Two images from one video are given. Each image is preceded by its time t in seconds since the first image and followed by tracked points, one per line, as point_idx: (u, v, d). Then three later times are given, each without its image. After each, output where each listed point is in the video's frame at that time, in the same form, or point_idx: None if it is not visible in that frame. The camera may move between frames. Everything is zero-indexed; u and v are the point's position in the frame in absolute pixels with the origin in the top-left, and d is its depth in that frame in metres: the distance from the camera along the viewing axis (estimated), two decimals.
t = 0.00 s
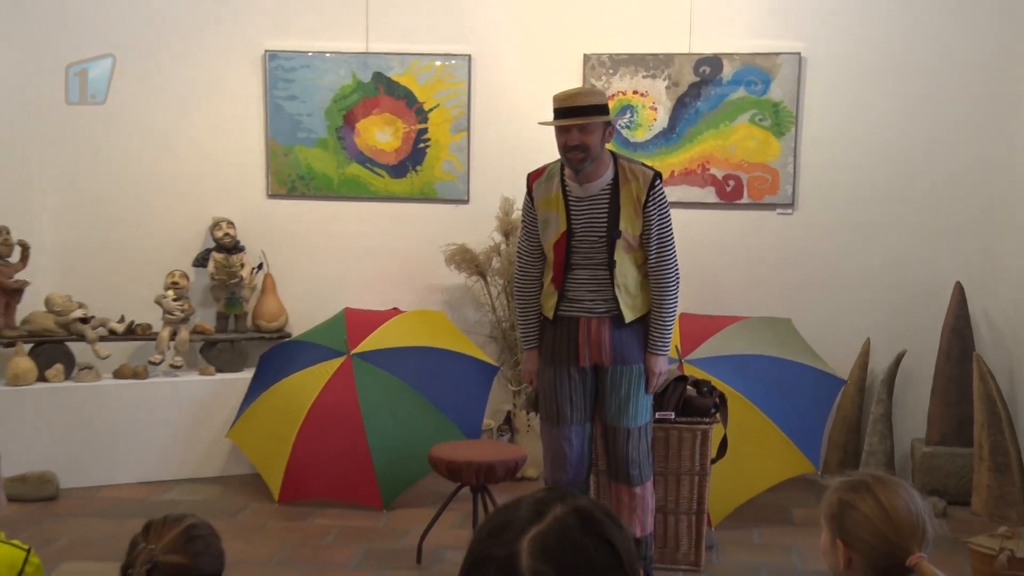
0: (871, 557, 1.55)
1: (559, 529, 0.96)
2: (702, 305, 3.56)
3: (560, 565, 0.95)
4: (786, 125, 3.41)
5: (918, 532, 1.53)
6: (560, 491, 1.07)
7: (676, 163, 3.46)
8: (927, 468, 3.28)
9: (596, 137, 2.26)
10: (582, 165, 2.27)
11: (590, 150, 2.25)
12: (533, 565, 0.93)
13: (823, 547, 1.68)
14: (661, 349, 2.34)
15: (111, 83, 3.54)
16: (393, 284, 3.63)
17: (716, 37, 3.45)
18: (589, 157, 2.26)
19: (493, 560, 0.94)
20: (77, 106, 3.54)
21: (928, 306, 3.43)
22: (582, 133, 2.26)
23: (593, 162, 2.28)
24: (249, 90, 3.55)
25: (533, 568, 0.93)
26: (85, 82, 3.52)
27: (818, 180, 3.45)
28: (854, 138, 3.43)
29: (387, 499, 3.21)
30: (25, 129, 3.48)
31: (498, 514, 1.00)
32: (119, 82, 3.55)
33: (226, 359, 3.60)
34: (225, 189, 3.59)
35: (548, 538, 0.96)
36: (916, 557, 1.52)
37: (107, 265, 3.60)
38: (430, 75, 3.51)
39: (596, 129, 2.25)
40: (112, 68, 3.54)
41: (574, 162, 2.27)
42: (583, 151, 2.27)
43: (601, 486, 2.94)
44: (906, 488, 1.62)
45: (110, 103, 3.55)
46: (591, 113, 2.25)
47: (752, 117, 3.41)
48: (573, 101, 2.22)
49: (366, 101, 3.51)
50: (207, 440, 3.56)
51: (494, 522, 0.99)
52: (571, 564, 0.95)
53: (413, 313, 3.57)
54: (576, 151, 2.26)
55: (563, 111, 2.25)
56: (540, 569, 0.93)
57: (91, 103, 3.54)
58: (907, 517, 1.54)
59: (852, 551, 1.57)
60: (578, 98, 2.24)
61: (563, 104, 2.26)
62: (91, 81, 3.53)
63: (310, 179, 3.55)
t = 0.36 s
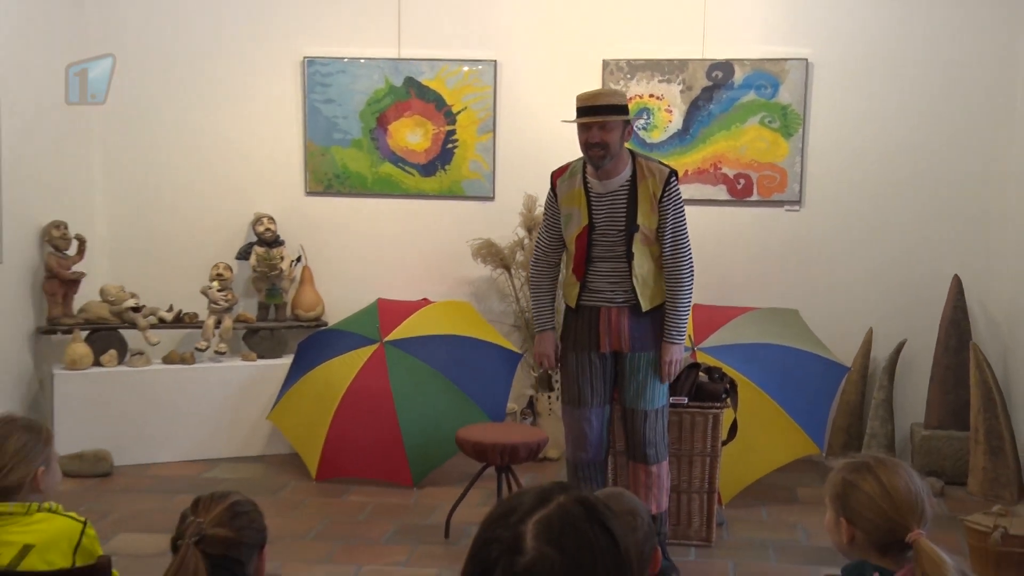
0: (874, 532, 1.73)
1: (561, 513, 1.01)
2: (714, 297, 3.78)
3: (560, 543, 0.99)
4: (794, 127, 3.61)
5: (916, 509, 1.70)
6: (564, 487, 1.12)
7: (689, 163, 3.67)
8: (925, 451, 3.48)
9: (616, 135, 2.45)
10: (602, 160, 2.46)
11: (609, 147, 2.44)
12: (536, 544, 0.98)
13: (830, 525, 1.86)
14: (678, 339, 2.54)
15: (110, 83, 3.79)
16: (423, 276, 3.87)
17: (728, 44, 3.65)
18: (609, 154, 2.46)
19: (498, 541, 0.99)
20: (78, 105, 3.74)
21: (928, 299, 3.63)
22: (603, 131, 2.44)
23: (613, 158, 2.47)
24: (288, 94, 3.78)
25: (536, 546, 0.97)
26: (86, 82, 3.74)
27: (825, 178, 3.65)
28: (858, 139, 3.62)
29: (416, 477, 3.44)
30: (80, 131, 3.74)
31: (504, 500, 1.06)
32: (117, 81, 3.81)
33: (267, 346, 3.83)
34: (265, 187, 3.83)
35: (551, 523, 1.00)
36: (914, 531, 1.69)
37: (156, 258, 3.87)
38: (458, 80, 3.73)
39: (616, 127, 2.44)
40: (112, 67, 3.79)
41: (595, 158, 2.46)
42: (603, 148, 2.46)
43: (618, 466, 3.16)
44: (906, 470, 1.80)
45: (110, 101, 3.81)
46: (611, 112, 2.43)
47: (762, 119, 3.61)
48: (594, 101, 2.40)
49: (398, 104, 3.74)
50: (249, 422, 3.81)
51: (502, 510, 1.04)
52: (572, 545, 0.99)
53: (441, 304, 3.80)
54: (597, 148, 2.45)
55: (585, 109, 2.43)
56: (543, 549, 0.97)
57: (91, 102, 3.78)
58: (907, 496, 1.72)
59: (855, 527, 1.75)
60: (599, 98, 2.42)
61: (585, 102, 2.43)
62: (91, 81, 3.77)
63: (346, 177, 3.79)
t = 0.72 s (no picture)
0: (875, 512, 1.79)
1: (577, 494, 1.06)
2: (724, 289, 3.99)
3: (576, 521, 1.04)
4: (801, 128, 3.81)
5: (915, 490, 1.76)
6: (583, 473, 1.17)
7: (701, 162, 3.88)
8: (924, 434, 3.68)
9: (629, 135, 2.67)
10: (615, 159, 2.68)
11: (622, 147, 2.66)
12: (556, 524, 1.04)
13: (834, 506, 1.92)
14: (647, 320, 2.68)
15: (111, 83, 3.85)
16: (450, 268, 4.11)
17: (739, 49, 3.85)
18: (621, 153, 2.67)
19: (519, 520, 1.06)
20: (81, 105, 3.74)
21: (928, 291, 3.83)
22: (616, 132, 2.66)
23: (625, 158, 2.69)
24: (323, 97, 4.03)
25: (553, 525, 1.04)
26: (87, 82, 3.75)
27: (830, 176, 3.85)
28: (862, 139, 3.82)
29: (442, 457, 3.67)
30: (130, 132, 4.02)
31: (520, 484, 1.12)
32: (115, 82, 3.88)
33: (303, 334, 4.09)
34: (301, 184, 4.08)
35: (567, 504, 1.06)
36: (913, 511, 1.75)
37: (200, 251, 4.14)
38: (482, 83, 3.96)
39: (629, 128, 2.65)
40: (112, 68, 3.86)
41: (609, 157, 2.69)
42: (616, 148, 2.67)
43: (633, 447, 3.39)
44: (905, 453, 1.86)
45: (109, 101, 3.86)
46: (625, 114, 2.64)
47: (770, 121, 3.82)
48: (610, 103, 2.62)
49: (426, 106, 3.97)
50: (286, 405, 4.06)
51: (520, 494, 1.10)
52: (586, 522, 1.04)
53: (466, 295, 4.03)
54: (611, 147, 2.67)
55: (601, 110, 2.64)
56: (560, 528, 1.03)
57: (91, 101, 3.79)
58: (907, 477, 1.78)
59: (857, 507, 1.81)
60: (615, 101, 2.63)
61: (602, 104, 2.65)
62: (92, 81, 3.78)
63: (377, 176, 4.03)
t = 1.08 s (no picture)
0: (878, 492, 1.87)
1: (600, 470, 1.23)
2: (735, 281, 4.21)
3: (601, 495, 1.21)
4: (808, 129, 4.03)
5: (916, 471, 1.83)
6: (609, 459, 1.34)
7: (714, 162, 4.10)
8: (924, 420, 3.88)
9: (646, 134, 2.89)
10: (633, 156, 2.91)
11: (640, 145, 2.88)
12: (583, 496, 1.21)
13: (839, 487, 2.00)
14: (663, 305, 2.93)
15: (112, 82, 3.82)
16: (475, 262, 4.36)
17: (750, 55, 4.07)
18: (639, 151, 2.90)
19: (549, 495, 1.22)
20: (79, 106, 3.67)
21: (928, 283, 4.04)
22: (634, 130, 2.88)
23: (642, 155, 2.92)
24: (356, 100, 4.28)
25: (580, 497, 1.21)
26: (87, 83, 3.71)
27: (835, 175, 4.06)
28: (865, 140, 4.03)
29: (468, 440, 3.90)
30: (176, 133, 4.29)
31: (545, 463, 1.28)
32: (114, 83, 3.85)
33: (337, 323, 4.35)
34: (336, 182, 4.34)
35: (592, 477, 1.23)
36: (913, 491, 1.82)
37: (241, 245, 4.42)
38: (506, 87, 4.20)
39: (646, 127, 2.87)
40: (111, 68, 3.84)
41: (627, 154, 2.91)
42: (634, 145, 2.90)
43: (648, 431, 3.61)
44: (908, 436, 1.94)
45: (107, 101, 3.83)
46: (641, 113, 2.85)
47: (780, 123, 4.04)
48: (626, 104, 2.83)
49: (454, 109, 4.22)
50: (321, 390, 4.33)
51: (549, 471, 1.27)
52: (609, 494, 1.21)
53: (491, 287, 4.27)
54: (629, 146, 2.89)
55: (618, 111, 2.86)
56: (584, 499, 1.20)
57: (92, 102, 3.75)
58: (908, 459, 1.85)
59: (861, 487, 1.89)
60: (631, 102, 2.84)
61: (619, 106, 2.86)
62: (92, 83, 3.75)
63: (408, 174, 4.29)
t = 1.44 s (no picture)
0: (873, 476, 1.96)
1: (608, 448, 1.25)
2: (742, 275, 4.45)
3: (597, 468, 1.23)
4: (812, 132, 4.26)
5: (910, 455, 1.94)
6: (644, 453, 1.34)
7: (722, 162, 4.33)
8: (919, 407, 4.10)
9: (661, 134, 3.13)
10: (649, 154, 3.15)
11: (655, 144, 3.12)
12: (576, 461, 1.25)
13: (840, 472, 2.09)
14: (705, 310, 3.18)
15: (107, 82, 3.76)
16: (496, 257, 4.61)
17: (757, 61, 4.30)
18: (654, 150, 3.14)
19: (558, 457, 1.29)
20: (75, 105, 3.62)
21: (925, 278, 4.26)
22: (650, 131, 3.11)
23: (657, 154, 3.16)
24: (384, 103, 4.54)
25: (578, 464, 1.25)
26: (86, 83, 3.67)
27: (837, 175, 4.29)
28: (866, 142, 4.25)
29: (489, 424, 4.14)
30: (215, 135, 4.57)
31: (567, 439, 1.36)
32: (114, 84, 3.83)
33: (366, 314, 4.61)
34: (365, 181, 4.60)
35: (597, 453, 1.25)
36: (906, 474, 1.92)
37: (277, 240, 4.70)
38: (526, 91, 4.44)
39: (661, 128, 3.11)
40: (111, 69, 3.82)
41: (643, 153, 3.15)
42: (649, 145, 3.13)
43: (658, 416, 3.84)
44: (904, 425, 2.04)
45: (106, 101, 3.80)
46: (656, 114, 3.09)
47: (785, 125, 4.26)
48: (642, 107, 3.06)
49: (476, 112, 4.47)
50: (351, 377, 4.59)
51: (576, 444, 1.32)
52: (604, 470, 1.23)
53: (511, 280, 4.51)
54: (645, 145, 3.13)
55: (634, 112, 3.09)
56: (582, 469, 1.24)
57: (90, 102, 3.72)
58: (903, 445, 1.96)
59: (858, 471, 1.99)
60: (646, 104, 3.08)
61: (635, 108, 3.09)
62: (91, 82, 3.70)
63: (432, 174, 4.55)
